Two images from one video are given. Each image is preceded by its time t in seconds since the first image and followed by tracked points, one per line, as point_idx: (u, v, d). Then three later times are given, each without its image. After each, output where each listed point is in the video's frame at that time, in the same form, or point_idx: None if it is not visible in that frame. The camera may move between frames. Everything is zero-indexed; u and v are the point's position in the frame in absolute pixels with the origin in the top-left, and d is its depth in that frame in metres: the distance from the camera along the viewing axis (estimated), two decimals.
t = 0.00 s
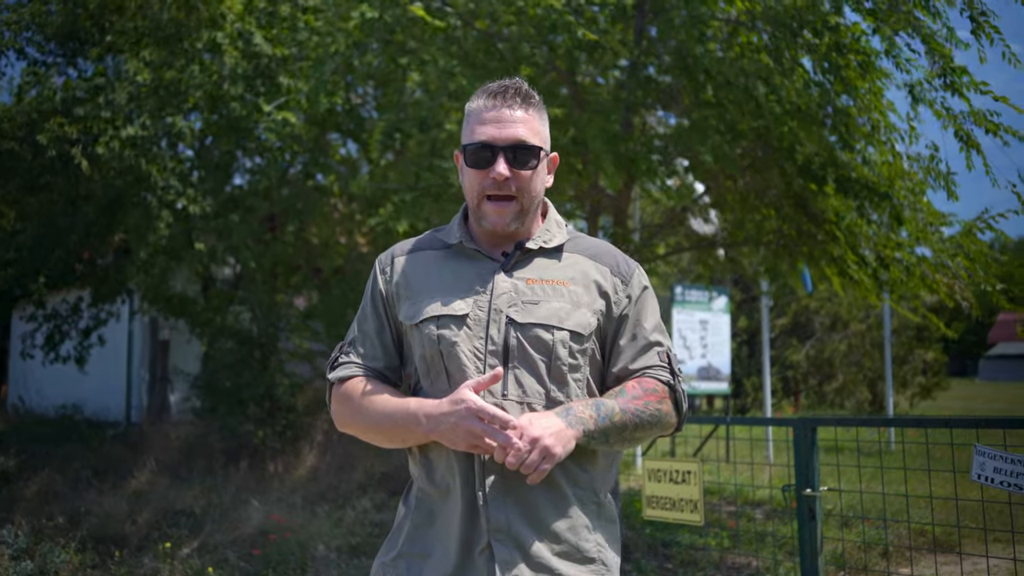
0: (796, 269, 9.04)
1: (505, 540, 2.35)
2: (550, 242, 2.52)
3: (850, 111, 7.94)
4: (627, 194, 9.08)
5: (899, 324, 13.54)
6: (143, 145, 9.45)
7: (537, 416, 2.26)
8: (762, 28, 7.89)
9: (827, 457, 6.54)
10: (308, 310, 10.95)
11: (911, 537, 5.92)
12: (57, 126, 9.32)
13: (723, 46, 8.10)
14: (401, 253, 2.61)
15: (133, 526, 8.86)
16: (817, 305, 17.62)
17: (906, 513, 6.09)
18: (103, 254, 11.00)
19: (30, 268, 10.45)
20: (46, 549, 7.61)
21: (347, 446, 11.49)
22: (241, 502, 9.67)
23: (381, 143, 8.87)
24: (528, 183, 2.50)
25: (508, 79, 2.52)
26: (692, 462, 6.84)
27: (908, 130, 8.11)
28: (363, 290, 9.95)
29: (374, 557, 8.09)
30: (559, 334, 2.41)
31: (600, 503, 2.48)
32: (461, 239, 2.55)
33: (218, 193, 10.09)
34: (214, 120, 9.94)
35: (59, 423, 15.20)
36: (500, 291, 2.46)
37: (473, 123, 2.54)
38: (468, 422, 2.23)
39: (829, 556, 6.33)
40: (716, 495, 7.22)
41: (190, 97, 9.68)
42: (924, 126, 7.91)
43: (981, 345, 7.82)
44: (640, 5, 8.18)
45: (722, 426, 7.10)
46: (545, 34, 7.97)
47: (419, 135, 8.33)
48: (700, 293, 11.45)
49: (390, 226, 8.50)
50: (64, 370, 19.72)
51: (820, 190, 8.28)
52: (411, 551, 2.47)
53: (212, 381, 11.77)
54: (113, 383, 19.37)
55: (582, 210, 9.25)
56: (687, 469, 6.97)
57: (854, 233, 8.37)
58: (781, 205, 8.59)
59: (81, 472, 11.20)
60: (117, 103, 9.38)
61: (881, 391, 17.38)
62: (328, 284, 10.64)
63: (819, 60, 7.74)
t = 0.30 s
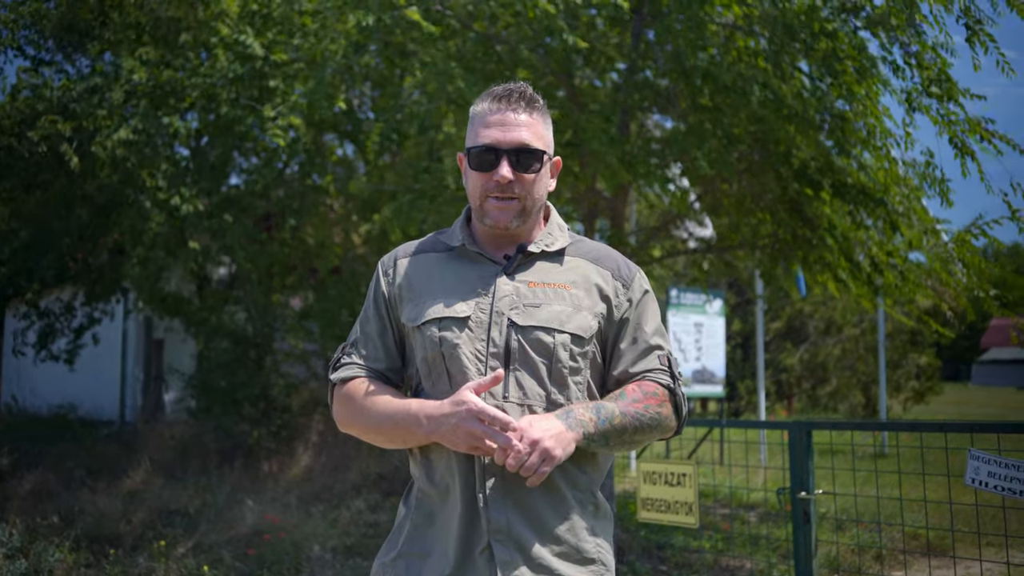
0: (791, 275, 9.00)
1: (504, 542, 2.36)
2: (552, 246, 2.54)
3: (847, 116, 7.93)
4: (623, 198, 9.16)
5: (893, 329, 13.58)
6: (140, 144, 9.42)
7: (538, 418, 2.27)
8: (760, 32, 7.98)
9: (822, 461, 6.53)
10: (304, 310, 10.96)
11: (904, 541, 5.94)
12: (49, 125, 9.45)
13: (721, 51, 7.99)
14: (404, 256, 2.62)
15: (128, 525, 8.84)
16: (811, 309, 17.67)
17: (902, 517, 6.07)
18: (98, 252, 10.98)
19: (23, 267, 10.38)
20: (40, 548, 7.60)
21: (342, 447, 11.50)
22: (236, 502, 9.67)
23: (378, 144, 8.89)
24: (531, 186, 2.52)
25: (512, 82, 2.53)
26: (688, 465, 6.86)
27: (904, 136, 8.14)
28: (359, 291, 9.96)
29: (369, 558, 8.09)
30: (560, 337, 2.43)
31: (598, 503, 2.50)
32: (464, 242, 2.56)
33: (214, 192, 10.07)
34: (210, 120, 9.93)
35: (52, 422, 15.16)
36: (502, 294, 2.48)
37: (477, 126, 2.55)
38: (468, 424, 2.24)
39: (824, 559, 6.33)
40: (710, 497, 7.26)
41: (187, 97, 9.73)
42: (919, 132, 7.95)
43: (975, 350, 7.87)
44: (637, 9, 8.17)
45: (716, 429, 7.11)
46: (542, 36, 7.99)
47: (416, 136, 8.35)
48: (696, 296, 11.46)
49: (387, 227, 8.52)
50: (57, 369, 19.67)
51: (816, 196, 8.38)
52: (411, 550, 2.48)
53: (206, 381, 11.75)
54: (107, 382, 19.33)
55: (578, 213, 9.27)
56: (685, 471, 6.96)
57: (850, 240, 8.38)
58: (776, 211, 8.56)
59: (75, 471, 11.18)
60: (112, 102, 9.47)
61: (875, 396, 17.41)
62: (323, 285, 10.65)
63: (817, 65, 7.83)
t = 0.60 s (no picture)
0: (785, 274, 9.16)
1: (503, 541, 2.38)
2: (550, 245, 2.57)
3: (841, 120, 7.96)
4: (617, 200, 9.19)
5: (885, 332, 13.64)
6: (132, 140, 9.38)
7: (606, 347, 2.29)
8: (755, 36, 8.01)
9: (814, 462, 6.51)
10: (298, 309, 10.96)
11: (895, 542, 5.97)
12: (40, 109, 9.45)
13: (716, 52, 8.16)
14: (404, 253, 2.64)
15: (119, 524, 8.83)
16: (803, 311, 17.72)
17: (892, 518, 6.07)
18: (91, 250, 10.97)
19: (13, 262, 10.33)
20: (30, 545, 7.58)
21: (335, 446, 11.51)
22: (227, 501, 9.66)
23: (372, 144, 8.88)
24: (531, 176, 2.59)
25: (518, 83, 2.71)
26: (681, 465, 6.84)
27: (896, 140, 8.19)
28: (353, 290, 9.97)
29: (361, 557, 8.09)
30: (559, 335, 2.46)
31: (595, 502, 2.51)
32: (463, 241, 2.59)
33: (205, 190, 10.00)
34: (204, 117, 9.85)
35: (43, 420, 15.11)
36: (501, 293, 2.51)
37: (483, 119, 2.68)
38: (417, 362, 2.25)
39: (814, 561, 6.37)
40: (702, 498, 7.24)
41: (182, 93, 9.69)
42: (912, 136, 7.99)
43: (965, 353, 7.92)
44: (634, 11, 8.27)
45: (709, 430, 7.09)
46: (537, 37, 8.03)
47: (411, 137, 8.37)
48: (689, 298, 11.46)
49: (381, 227, 8.53)
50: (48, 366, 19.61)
51: (809, 200, 8.41)
52: (409, 548, 2.50)
53: (199, 380, 11.74)
54: (99, 379, 19.29)
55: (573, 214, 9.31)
56: (676, 472, 6.97)
57: (841, 243, 8.41)
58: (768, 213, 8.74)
59: (66, 469, 11.15)
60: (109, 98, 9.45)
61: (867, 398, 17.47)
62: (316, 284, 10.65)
63: (810, 68, 7.82)
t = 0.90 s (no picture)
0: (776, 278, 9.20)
1: (497, 540, 2.40)
2: (547, 248, 2.60)
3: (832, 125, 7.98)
4: (609, 204, 9.20)
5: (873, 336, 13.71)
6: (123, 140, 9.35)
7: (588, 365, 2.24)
8: (745, 41, 8.06)
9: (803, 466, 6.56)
10: (288, 311, 10.96)
11: (884, 546, 5.99)
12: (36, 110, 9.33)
13: (709, 58, 8.11)
14: (400, 255, 2.66)
15: (107, 525, 8.79)
16: (792, 315, 17.76)
17: (881, 522, 6.05)
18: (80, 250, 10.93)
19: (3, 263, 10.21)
20: (18, 547, 7.53)
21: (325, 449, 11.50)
22: (217, 504, 9.63)
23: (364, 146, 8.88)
24: (527, 179, 2.60)
25: (513, 87, 2.71)
26: (670, 469, 6.87)
27: (886, 145, 8.24)
28: (344, 292, 9.97)
29: (351, 560, 8.07)
30: (555, 337, 2.49)
31: (588, 504, 2.53)
32: (460, 241, 2.61)
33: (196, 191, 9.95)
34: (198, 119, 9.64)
35: (30, 421, 15.02)
36: (498, 294, 2.53)
37: (478, 123, 2.67)
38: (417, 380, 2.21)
39: (804, 565, 6.38)
40: (692, 502, 7.25)
41: (174, 93, 9.57)
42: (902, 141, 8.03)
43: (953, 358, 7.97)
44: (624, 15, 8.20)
45: (698, 434, 7.11)
46: (528, 40, 8.04)
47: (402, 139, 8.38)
48: (679, 302, 11.46)
49: (372, 229, 8.53)
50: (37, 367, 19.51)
51: (799, 206, 8.43)
52: (403, 550, 2.51)
53: (188, 381, 11.71)
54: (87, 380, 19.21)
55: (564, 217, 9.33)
56: (668, 475, 6.97)
57: (830, 248, 8.50)
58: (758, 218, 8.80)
59: (55, 470, 11.10)
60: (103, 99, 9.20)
61: (855, 401, 17.51)
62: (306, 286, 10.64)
63: (802, 74, 7.88)
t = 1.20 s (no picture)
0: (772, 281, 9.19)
1: (494, 542, 2.37)
2: (546, 254, 2.61)
3: (826, 126, 8.10)
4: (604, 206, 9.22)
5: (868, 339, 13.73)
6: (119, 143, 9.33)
7: (544, 402, 2.30)
8: (739, 44, 8.12)
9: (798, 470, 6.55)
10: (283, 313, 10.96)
11: (879, 550, 5.98)
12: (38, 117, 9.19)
13: (703, 61, 8.14)
14: (399, 258, 2.66)
15: (101, 527, 8.77)
16: (787, 318, 17.78)
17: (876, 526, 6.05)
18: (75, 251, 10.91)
19: None
20: (12, 548, 7.52)
21: (320, 451, 11.50)
22: (211, 505, 9.62)
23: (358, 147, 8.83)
24: (528, 194, 2.60)
25: (514, 93, 2.65)
26: (664, 472, 6.88)
27: (882, 149, 8.24)
28: (339, 294, 9.97)
29: (345, 562, 8.06)
30: (552, 343, 2.48)
31: (587, 510, 2.52)
32: (458, 246, 2.62)
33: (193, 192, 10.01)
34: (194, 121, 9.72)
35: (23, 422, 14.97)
36: (496, 299, 2.53)
37: (478, 133, 2.64)
38: (453, 422, 2.27)
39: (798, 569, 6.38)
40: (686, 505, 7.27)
41: (170, 96, 9.65)
42: (897, 145, 8.05)
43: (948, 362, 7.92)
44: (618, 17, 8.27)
45: (692, 437, 7.12)
46: (522, 43, 8.06)
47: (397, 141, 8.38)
48: (673, 305, 11.47)
49: (368, 231, 8.54)
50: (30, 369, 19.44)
51: (794, 208, 8.50)
52: (400, 552, 2.49)
53: (183, 382, 11.70)
54: (82, 382, 19.17)
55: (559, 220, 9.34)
56: (661, 477, 6.98)
57: (825, 252, 8.49)
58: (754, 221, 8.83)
59: (48, 472, 11.08)
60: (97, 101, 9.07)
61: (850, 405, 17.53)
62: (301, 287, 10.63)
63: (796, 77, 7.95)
